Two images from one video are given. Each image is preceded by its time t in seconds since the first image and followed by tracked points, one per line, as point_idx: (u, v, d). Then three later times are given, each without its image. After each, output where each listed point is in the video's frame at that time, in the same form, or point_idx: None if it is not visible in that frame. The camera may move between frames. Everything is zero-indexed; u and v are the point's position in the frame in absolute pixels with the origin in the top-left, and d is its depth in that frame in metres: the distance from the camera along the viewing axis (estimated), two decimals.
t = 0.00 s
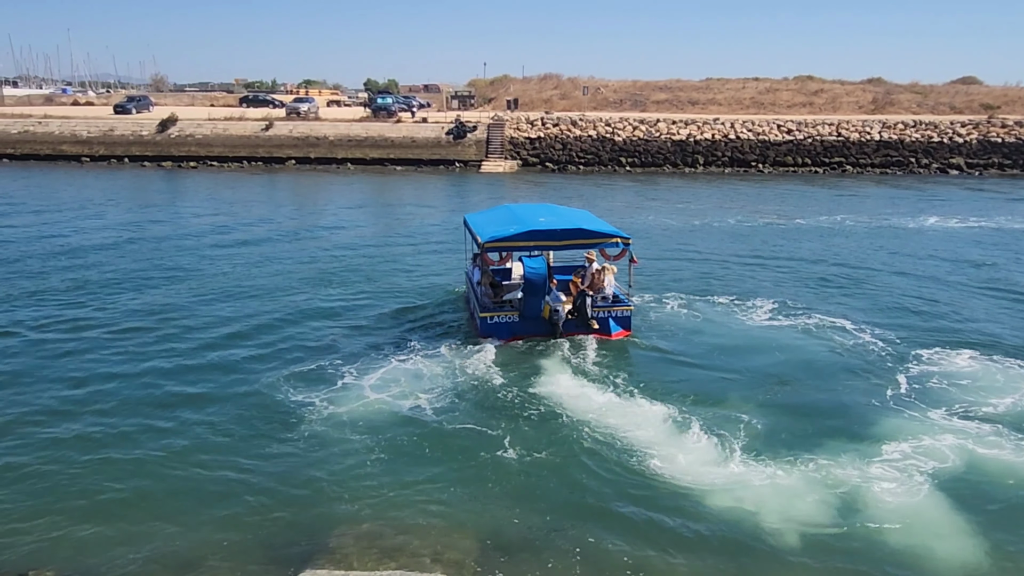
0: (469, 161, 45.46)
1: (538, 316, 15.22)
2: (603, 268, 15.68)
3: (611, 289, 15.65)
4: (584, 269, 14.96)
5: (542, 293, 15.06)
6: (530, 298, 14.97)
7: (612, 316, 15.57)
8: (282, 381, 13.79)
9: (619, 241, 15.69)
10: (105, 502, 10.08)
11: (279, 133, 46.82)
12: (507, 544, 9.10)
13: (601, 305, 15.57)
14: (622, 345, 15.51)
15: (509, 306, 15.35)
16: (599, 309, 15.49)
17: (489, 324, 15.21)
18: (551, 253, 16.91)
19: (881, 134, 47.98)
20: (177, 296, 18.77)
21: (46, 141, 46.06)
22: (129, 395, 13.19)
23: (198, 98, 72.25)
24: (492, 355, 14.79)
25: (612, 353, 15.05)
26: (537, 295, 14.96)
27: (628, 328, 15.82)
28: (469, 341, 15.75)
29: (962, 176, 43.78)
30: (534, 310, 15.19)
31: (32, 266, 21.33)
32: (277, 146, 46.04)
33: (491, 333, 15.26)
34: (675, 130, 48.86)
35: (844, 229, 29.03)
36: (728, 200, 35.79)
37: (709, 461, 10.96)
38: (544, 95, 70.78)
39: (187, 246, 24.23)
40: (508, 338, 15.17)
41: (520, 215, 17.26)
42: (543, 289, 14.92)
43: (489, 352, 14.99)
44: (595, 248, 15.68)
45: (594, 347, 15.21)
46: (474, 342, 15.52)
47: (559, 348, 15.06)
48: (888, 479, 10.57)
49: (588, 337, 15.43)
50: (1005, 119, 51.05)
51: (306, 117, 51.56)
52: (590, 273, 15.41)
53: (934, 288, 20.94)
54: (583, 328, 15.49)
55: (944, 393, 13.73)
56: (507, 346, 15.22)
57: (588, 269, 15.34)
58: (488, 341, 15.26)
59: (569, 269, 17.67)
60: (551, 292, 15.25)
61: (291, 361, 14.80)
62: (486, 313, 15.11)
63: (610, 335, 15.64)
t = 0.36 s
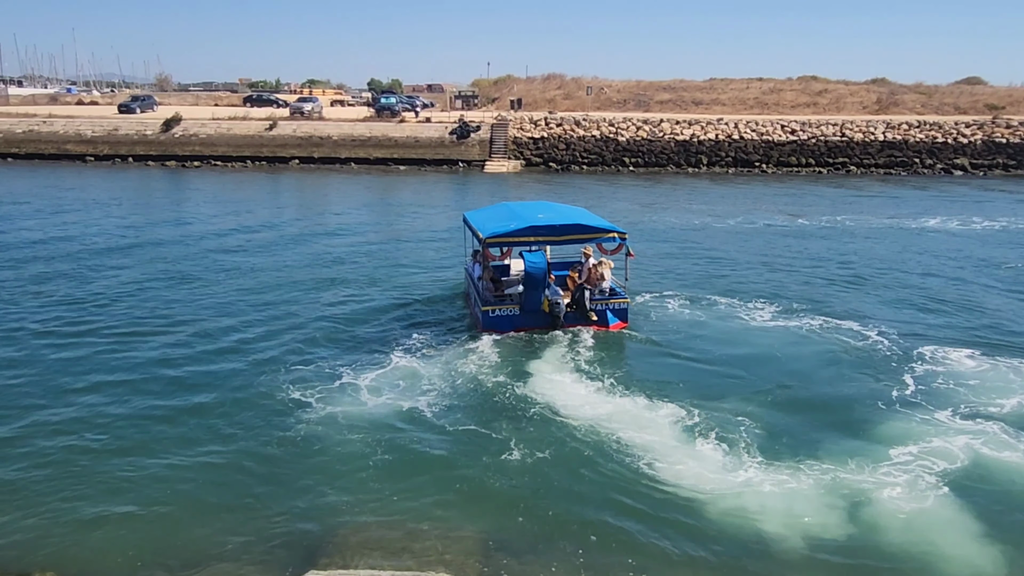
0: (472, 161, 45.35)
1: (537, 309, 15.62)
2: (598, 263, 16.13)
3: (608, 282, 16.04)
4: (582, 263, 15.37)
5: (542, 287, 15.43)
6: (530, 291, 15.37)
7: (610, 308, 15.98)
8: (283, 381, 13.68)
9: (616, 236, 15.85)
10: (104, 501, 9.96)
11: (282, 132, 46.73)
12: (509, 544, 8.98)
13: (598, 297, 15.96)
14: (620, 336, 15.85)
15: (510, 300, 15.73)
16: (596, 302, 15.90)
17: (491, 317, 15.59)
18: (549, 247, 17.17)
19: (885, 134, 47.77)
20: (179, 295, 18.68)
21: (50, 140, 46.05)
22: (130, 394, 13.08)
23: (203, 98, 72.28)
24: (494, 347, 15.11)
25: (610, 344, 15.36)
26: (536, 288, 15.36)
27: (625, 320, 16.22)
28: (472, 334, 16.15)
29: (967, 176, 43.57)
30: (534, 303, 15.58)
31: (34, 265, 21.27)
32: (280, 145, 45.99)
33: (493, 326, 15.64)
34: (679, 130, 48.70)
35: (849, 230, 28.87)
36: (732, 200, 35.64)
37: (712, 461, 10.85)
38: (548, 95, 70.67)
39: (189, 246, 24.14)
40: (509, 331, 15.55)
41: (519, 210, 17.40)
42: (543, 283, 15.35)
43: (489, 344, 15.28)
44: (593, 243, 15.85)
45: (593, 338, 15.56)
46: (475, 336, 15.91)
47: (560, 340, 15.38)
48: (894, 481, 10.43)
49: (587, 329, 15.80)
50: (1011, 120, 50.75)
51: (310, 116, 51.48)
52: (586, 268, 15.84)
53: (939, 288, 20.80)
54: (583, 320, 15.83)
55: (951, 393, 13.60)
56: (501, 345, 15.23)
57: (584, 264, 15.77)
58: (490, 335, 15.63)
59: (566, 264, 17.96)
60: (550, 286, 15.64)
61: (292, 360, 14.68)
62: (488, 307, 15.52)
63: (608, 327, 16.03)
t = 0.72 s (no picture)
0: (475, 161, 45.38)
1: (537, 303, 15.99)
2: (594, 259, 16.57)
3: (605, 277, 16.49)
4: (580, 260, 15.78)
5: (542, 281, 15.83)
6: (531, 286, 15.77)
7: (608, 302, 16.38)
8: (285, 381, 13.71)
9: (613, 232, 16.17)
10: (109, 502, 9.98)
11: (286, 132, 46.76)
12: (513, 544, 9.01)
13: (596, 292, 16.40)
14: (618, 329, 16.29)
15: (511, 294, 16.04)
16: (595, 296, 16.32)
17: (492, 312, 15.90)
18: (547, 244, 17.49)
19: (889, 134, 47.68)
20: (183, 295, 18.76)
21: (54, 140, 46.16)
22: (133, 394, 13.10)
23: (206, 97, 72.39)
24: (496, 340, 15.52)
25: (609, 337, 15.84)
26: (536, 283, 15.77)
27: (622, 313, 16.66)
28: (474, 328, 16.50)
29: (970, 177, 43.48)
30: (534, 298, 15.95)
31: (38, 264, 21.36)
32: (283, 145, 46.08)
33: (494, 320, 15.97)
34: (682, 130, 48.67)
35: (852, 230, 28.86)
36: (735, 200, 35.64)
37: (715, 462, 10.88)
38: (550, 95, 70.70)
39: (192, 245, 24.18)
40: (511, 325, 15.89)
41: (518, 207, 17.69)
42: (543, 278, 15.68)
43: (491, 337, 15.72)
44: (591, 240, 16.18)
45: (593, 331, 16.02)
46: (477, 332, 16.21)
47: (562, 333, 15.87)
48: (899, 483, 10.43)
49: (586, 323, 16.23)
50: (1015, 120, 50.62)
51: (312, 116, 51.56)
52: (583, 264, 16.27)
53: (942, 288, 20.79)
54: (582, 314, 16.29)
55: (954, 393, 13.62)
56: (494, 346, 15.26)
57: (582, 260, 16.18)
58: (491, 329, 15.96)
59: (563, 260, 18.27)
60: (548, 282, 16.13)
61: (295, 360, 14.70)
62: (489, 302, 15.81)
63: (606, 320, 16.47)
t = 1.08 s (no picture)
0: (477, 162, 45.38)
1: (537, 297, 16.43)
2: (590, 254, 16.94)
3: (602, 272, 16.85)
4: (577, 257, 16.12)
5: (541, 277, 16.25)
6: (531, 281, 16.18)
7: (604, 296, 16.82)
8: (286, 380, 13.75)
9: (610, 229, 16.46)
10: (113, 501, 10.03)
11: (289, 133, 46.93)
12: (517, 545, 9.05)
13: (593, 286, 16.80)
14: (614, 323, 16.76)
15: (511, 289, 16.47)
16: (592, 290, 16.73)
17: (493, 306, 16.35)
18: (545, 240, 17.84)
19: (892, 135, 47.61)
20: (184, 295, 18.77)
21: (57, 141, 46.21)
22: (137, 394, 13.15)
23: (209, 98, 72.44)
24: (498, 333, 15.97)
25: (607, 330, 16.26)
26: (536, 278, 16.20)
27: (618, 306, 17.12)
28: (474, 321, 16.91)
29: (974, 177, 43.38)
30: (534, 292, 16.39)
31: (40, 265, 21.39)
32: (286, 146, 46.13)
33: (495, 314, 16.41)
34: (684, 130, 48.62)
35: (854, 230, 28.81)
36: (738, 201, 35.60)
37: (718, 465, 10.87)
38: (553, 95, 70.69)
39: (196, 245, 24.25)
40: (511, 319, 16.33)
41: (517, 205, 18.01)
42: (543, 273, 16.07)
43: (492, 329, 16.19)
44: (587, 236, 16.47)
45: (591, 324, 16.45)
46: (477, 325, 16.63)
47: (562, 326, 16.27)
48: (905, 485, 10.43)
49: (583, 317, 16.64)
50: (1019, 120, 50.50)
51: (315, 117, 51.58)
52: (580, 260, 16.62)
53: (946, 288, 20.79)
54: (580, 308, 16.70)
55: (957, 394, 13.60)
56: (494, 348, 15.24)
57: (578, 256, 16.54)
58: (492, 323, 16.42)
59: (559, 255, 18.60)
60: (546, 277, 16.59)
61: (297, 360, 14.74)
62: (489, 296, 16.28)
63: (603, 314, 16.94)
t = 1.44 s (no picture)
0: (479, 162, 45.36)
1: (535, 291, 17.00)
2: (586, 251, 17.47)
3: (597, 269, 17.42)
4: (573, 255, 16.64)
5: (539, 272, 16.81)
6: (529, 276, 16.75)
7: (600, 292, 17.34)
8: (287, 381, 13.76)
9: (606, 226, 16.97)
10: (115, 502, 10.03)
11: (291, 134, 47.04)
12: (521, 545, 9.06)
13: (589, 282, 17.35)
14: (610, 316, 17.31)
15: (509, 283, 17.02)
16: (588, 286, 17.26)
17: (493, 299, 16.94)
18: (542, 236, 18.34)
19: (894, 135, 47.56)
20: (186, 296, 18.80)
21: (60, 142, 46.28)
22: (138, 395, 13.16)
23: (212, 98, 72.44)
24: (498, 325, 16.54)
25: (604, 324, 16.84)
26: (534, 273, 16.76)
27: (613, 301, 17.63)
28: (474, 314, 17.45)
29: (976, 178, 43.33)
30: (532, 287, 16.96)
31: (43, 266, 21.42)
32: (288, 147, 46.18)
33: (494, 307, 16.98)
34: (686, 131, 48.59)
35: (856, 231, 28.79)
36: (739, 201, 35.58)
37: (723, 467, 10.81)
38: (555, 96, 70.71)
39: (198, 246, 24.28)
40: (510, 312, 16.88)
41: (514, 203, 18.44)
42: (540, 268, 16.61)
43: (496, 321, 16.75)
44: (584, 233, 16.95)
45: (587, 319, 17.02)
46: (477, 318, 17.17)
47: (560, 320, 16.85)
48: (911, 488, 10.36)
49: (579, 311, 17.21)
50: (1021, 120, 50.42)
51: (317, 118, 51.60)
52: (576, 257, 17.15)
53: (947, 289, 20.79)
54: (576, 303, 17.25)
55: (960, 396, 13.57)
56: (490, 350, 15.20)
57: (574, 253, 17.07)
58: (491, 315, 17.00)
59: (556, 252, 19.15)
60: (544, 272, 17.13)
61: (299, 360, 14.77)
62: (489, 289, 16.85)
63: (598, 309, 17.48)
